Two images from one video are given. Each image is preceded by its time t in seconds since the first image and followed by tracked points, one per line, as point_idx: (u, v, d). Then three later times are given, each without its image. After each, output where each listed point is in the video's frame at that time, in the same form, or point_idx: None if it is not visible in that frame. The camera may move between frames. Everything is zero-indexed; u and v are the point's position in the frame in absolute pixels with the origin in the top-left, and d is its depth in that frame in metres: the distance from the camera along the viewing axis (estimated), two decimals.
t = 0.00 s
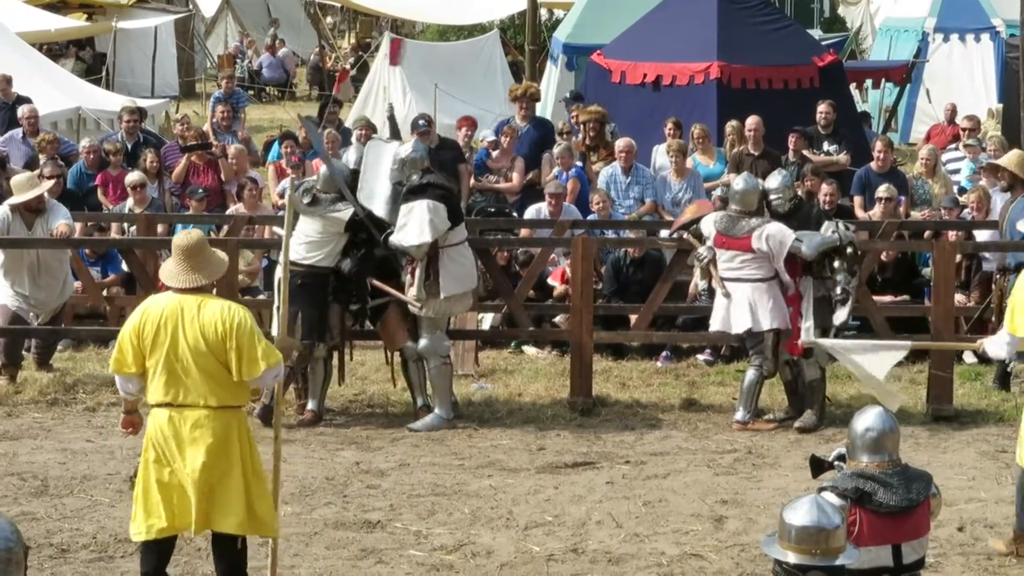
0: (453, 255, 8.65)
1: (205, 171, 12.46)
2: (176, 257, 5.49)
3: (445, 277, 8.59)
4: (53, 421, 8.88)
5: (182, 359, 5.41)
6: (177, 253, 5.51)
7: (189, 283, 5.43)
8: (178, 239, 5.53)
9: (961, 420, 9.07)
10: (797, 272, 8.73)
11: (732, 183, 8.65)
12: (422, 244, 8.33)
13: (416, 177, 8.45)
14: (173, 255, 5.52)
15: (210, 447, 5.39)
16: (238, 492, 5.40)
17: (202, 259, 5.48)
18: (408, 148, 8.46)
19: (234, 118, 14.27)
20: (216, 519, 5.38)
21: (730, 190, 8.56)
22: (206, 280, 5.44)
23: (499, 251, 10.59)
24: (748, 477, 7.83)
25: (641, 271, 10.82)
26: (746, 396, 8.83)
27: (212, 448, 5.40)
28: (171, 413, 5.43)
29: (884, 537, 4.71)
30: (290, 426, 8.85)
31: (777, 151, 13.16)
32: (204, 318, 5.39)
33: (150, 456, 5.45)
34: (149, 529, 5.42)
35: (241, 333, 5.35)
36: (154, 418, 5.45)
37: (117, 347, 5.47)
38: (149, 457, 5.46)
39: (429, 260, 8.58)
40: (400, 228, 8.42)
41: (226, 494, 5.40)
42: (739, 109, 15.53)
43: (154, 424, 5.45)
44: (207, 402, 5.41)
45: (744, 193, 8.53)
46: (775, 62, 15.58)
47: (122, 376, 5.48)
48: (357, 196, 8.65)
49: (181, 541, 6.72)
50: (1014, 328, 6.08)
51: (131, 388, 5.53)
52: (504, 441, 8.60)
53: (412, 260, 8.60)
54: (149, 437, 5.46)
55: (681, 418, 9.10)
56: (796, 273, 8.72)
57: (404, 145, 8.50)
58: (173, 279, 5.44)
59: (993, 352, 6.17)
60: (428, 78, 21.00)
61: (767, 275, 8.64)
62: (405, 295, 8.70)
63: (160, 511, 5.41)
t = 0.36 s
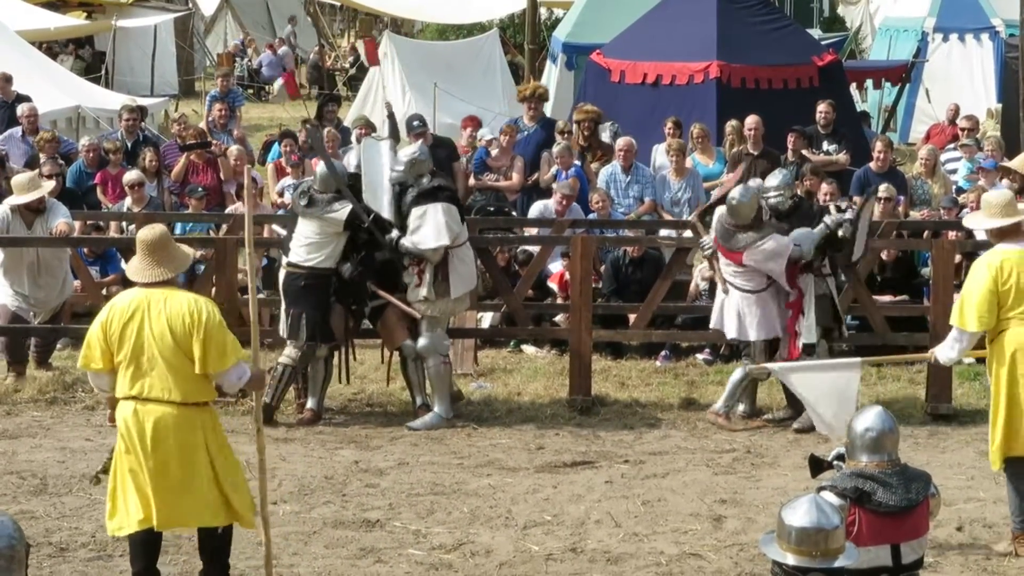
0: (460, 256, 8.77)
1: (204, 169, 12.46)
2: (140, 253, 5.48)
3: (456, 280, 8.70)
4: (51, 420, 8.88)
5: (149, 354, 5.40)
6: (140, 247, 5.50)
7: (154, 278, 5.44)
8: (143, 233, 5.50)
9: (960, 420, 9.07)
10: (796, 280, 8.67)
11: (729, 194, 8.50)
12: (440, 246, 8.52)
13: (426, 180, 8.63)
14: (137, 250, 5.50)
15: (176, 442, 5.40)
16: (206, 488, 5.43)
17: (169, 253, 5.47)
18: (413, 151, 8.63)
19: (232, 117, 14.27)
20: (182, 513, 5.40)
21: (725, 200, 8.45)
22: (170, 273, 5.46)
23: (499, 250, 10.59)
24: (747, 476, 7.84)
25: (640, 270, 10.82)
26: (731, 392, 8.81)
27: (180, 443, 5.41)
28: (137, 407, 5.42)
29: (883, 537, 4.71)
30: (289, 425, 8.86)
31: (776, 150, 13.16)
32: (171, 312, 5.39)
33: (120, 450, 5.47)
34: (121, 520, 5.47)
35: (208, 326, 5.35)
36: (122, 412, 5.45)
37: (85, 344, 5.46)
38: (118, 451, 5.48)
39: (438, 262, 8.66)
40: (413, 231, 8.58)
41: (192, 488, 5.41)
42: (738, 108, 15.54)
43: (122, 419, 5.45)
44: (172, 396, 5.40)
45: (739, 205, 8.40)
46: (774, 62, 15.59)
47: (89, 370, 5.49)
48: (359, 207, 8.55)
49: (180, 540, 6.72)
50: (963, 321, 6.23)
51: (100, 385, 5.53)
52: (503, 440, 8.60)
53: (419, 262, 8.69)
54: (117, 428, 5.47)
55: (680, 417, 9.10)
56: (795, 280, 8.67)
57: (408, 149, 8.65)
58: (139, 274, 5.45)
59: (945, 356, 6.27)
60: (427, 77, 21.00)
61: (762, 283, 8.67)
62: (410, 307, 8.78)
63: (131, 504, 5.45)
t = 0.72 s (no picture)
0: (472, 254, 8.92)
1: (204, 165, 12.45)
2: (139, 247, 5.48)
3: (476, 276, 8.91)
4: (51, 416, 8.89)
5: (149, 346, 5.42)
6: (138, 243, 5.49)
7: (154, 271, 5.45)
8: (141, 227, 5.50)
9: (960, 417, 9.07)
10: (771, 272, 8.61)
11: (718, 183, 8.68)
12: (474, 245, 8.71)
13: (449, 182, 8.69)
14: (136, 245, 5.50)
15: (174, 433, 5.43)
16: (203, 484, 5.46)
17: (166, 247, 5.47)
18: (427, 151, 8.61)
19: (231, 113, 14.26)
20: (179, 505, 5.42)
21: (713, 190, 8.65)
22: (169, 267, 5.46)
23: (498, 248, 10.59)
24: (746, 473, 7.84)
25: (640, 267, 10.82)
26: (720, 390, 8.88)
27: (178, 436, 5.44)
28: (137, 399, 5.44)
29: (883, 533, 4.72)
30: (288, 421, 8.86)
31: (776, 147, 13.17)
32: (171, 303, 5.41)
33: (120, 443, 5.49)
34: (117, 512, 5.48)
35: (207, 316, 5.38)
36: (122, 405, 5.47)
37: (86, 337, 5.48)
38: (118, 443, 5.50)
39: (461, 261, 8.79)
40: (443, 233, 8.64)
41: (189, 480, 5.44)
42: (738, 105, 15.54)
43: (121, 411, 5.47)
44: (172, 388, 5.43)
45: (727, 194, 8.59)
46: (774, 59, 15.60)
47: (88, 364, 5.51)
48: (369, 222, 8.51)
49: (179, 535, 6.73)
50: (950, 308, 6.22)
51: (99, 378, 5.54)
52: (503, 437, 8.60)
53: (442, 266, 8.77)
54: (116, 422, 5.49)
55: (679, 414, 9.11)
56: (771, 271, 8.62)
57: (421, 149, 8.62)
58: (138, 268, 5.46)
59: (926, 342, 6.26)
60: (427, 73, 20.99)
61: (741, 275, 8.66)
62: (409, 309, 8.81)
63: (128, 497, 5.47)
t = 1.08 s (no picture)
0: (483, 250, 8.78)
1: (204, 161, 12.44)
2: (134, 239, 5.61)
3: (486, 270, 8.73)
4: (51, 411, 8.88)
5: (146, 335, 5.59)
6: (135, 235, 5.61)
7: (148, 263, 5.59)
8: (137, 219, 5.63)
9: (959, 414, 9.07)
10: (756, 269, 8.70)
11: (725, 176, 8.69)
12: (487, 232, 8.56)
13: (456, 171, 8.61)
14: (132, 237, 5.62)
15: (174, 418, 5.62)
16: (207, 467, 5.63)
17: (161, 240, 5.61)
18: (432, 143, 8.60)
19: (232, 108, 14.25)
20: (183, 488, 5.61)
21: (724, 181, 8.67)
22: (166, 258, 5.61)
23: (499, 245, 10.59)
24: (745, 470, 7.84)
25: (639, 263, 10.82)
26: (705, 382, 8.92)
27: (179, 422, 5.63)
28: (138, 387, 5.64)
29: (882, 530, 4.71)
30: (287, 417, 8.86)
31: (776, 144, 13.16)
32: (165, 293, 5.56)
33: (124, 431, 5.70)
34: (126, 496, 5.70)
35: (200, 306, 5.52)
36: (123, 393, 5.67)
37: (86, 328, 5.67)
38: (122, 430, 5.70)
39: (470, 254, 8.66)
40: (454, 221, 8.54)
41: (191, 464, 5.63)
42: (738, 101, 15.54)
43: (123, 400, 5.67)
44: (169, 376, 5.61)
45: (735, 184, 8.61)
46: (775, 55, 15.60)
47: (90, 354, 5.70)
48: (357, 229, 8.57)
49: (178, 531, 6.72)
50: (913, 315, 6.12)
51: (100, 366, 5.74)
52: (502, 433, 8.60)
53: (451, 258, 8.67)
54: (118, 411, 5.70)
55: (678, 411, 9.10)
56: (756, 267, 8.71)
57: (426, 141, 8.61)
58: (133, 259, 5.59)
59: (889, 348, 6.18)
60: (427, 69, 20.98)
61: (734, 262, 8.77)
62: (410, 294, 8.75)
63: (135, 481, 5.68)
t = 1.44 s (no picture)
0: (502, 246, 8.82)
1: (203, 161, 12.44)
2: (104, 233, 5.82)
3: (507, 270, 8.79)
4: (50, 411, 8.88)
5: (111, 327, 5.81)
6: (106, 228, 5.81)
7: (118, 254, 5.80)
8: (107, 211, 5.82)
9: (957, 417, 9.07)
10: (755, 275, 8.65)
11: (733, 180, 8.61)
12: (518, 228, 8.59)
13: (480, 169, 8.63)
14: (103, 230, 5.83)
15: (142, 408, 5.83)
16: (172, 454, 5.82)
17: (130, 231, 5.81)
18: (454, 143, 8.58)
19: (232, 109, 14.24)
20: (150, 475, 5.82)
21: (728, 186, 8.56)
22: (136, 249, 5.81)
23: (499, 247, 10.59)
24: (744, 472, 7.84)
25: (639, 265, 10.82)
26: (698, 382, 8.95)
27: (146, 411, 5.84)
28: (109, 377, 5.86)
29: (881, 532, 4.72)
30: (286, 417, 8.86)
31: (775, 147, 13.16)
32: (126, 285, 5.76)
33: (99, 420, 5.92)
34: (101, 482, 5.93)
35: (154, 296, 5.70)
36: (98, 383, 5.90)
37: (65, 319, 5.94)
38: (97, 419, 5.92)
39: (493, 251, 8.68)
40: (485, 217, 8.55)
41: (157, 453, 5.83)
42: (738, 103, 15.53)
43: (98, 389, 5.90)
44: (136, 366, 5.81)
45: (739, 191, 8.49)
46: (775, 57, 15.60)
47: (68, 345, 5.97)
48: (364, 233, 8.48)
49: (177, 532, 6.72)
50: (862, 322, 6.03)
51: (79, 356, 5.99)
52: (501, 434, 8.60)
53: (475, 253, 8.68)
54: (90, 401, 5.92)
55: (678, 413, 9.11)
56: (755, 274, 8.66)
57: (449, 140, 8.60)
58: (104, 251, 5.81)
59: (836, 355, 6.11)
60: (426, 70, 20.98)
61: (733, 268, 8.75)
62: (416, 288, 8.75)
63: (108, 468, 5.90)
